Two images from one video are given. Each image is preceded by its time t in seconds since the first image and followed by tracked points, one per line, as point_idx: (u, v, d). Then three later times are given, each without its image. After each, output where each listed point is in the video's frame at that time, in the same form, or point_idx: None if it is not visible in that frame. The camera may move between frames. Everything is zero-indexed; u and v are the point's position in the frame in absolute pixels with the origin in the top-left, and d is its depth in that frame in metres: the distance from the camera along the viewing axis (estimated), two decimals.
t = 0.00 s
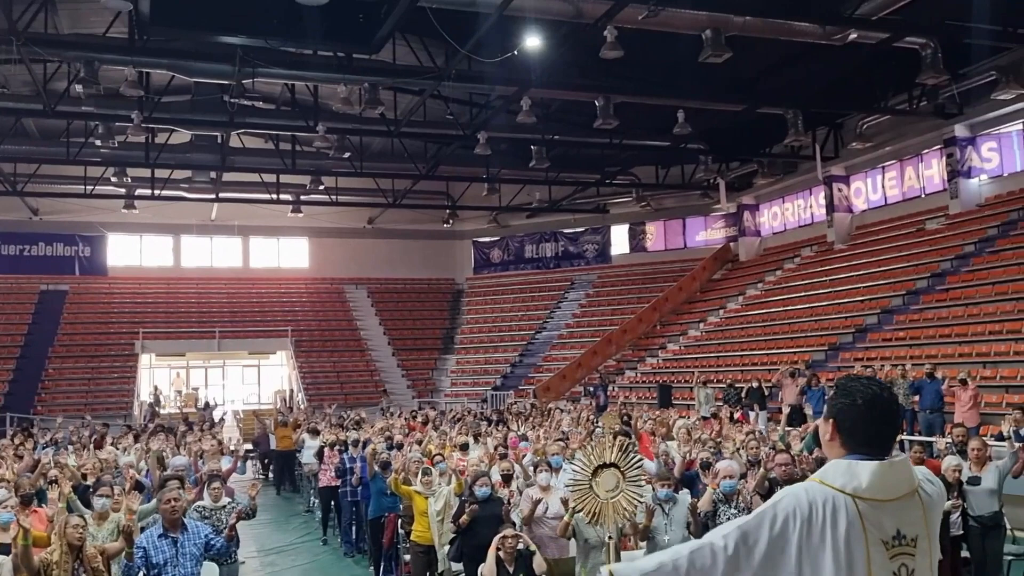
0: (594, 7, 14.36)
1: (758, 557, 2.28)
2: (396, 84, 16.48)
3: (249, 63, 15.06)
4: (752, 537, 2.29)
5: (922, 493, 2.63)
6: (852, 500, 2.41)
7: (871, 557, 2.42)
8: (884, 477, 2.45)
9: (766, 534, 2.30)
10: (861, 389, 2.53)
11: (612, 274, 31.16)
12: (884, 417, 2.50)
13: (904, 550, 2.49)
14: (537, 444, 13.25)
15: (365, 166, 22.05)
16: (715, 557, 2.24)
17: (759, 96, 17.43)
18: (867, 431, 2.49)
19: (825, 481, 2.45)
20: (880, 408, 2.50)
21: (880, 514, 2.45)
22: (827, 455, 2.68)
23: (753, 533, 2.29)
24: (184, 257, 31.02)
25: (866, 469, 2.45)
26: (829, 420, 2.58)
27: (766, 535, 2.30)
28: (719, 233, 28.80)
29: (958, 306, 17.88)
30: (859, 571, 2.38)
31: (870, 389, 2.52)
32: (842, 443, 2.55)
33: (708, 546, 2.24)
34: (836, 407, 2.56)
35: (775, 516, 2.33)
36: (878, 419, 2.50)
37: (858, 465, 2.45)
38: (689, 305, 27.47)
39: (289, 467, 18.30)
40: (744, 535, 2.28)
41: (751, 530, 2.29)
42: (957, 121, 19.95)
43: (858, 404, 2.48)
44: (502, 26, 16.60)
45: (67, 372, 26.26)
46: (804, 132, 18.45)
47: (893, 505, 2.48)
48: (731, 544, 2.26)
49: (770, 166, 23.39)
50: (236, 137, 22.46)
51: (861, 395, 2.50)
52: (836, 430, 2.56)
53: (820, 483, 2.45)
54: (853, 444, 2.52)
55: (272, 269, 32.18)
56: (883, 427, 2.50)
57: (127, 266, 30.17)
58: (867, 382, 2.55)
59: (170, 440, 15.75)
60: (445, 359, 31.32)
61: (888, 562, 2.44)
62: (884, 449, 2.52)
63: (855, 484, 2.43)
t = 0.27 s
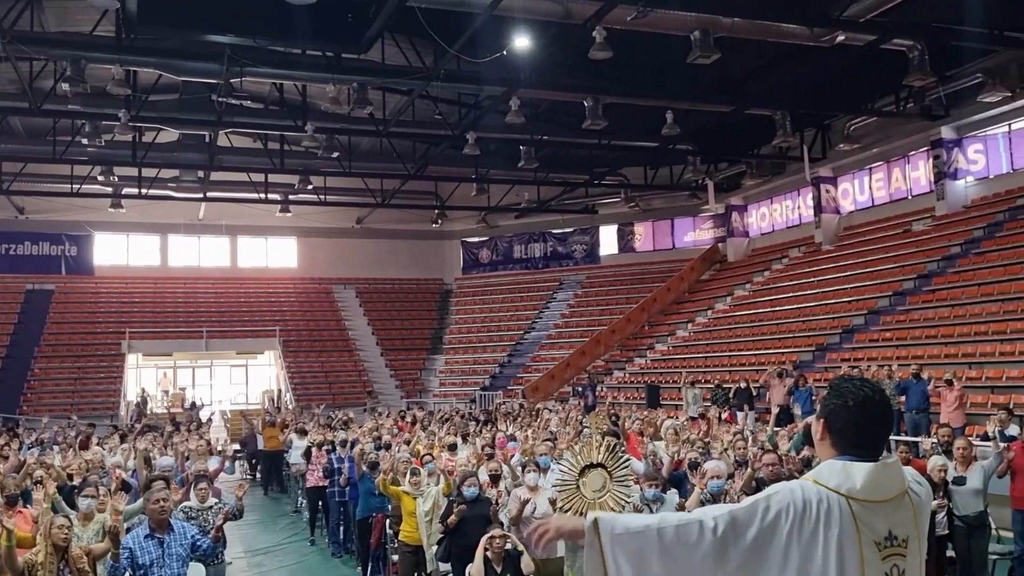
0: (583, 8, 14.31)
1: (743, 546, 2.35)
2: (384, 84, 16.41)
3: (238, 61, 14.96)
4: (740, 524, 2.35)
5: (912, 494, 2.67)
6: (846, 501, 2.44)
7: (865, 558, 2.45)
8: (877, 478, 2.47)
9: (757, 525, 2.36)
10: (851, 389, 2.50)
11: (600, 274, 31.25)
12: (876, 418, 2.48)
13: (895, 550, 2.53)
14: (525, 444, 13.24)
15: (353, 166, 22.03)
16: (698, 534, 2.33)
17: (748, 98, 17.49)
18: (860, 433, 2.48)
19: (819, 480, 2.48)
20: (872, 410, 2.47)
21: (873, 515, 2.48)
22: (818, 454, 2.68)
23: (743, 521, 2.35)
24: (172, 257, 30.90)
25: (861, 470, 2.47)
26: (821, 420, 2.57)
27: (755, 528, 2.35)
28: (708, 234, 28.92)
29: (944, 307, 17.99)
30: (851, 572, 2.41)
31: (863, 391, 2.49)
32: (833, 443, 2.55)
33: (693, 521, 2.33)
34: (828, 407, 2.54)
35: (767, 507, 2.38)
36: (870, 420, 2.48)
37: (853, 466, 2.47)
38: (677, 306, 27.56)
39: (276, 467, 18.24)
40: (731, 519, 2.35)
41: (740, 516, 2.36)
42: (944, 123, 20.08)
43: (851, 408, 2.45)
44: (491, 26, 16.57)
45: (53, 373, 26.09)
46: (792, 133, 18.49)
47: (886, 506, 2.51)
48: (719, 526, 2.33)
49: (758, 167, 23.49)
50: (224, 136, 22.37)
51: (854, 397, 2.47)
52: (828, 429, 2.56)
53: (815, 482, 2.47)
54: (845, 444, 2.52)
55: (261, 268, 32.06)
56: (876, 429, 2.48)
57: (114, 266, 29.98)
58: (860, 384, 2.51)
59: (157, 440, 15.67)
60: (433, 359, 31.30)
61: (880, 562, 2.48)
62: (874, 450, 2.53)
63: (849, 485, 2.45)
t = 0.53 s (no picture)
0: (569, 8, 14.29)
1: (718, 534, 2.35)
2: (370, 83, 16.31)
3: (222, 59, 14.83)
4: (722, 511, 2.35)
5: (896, 496, 2.68)
6: (832, 501, 2.45)
7: (851, 559, 2.46)
8: (864, 479, 2.48)
9: (743, 509, 2.36)
10: (839, 389, 2.52)
11: (586, 275, 31.33)
12: (863, 419, 2.49)
13: (880, 551, 2.54)
14: (510, 443, 13.23)
15: (339, 165, 21.97)
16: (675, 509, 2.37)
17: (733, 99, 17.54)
18: (846, 435, 2.49)
19: (806, 480, 2.49)
20: (861, 411, 2.49)
21: (860, 516, 2.49)
22: (804, 454, 2.69)
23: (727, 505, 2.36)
24: (154, 256, 30.66)
25: (849, 471, 2.48)
26: (809, 421, 2.58)
27: (741, 513, 2.35)
28: (693, 235, 29.07)
29: (926, 308, 18.12)
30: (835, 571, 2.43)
31: (851, 392, 2.50)
32: (820, 444, 2.57)
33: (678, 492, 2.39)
34: (816, 408, 2.54)
35: (752, 499, 2.39)
36: (857, 421, 2.49)
37: (841, 466, 2.48)
38: (662, 306, 27.67)
39: (260, 467, 18.15)
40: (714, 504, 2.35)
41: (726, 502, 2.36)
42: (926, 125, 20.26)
43: (841, 408, 2.47)
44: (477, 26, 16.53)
45: (33, 372, 25.84)
46: (777, 135, 18.58)
47: (873, 507, 2.52)
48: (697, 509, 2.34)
49: (743, 168, 23.63)
50: (208, 134, 22.26)
51: (842, 397, 2.49)
52: (815, 431, 2.56)
53: (802, 481, 2.49)
54: (831, 445, 2.53)
55: (245, 267, 31.88)
56: (862, 430, 2.50)
57: (96, 264, 29.73)
58: (849, 386, 2.53)
59: (139, 440, 15.54)
60: (418, 359, 31.26)
61: (866, 563, 2.49)
62: (861, 450, 2.55)
63: (836, 485, 2.47)
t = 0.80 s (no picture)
0: (555, 7, 14.25)
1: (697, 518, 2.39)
2: (354, 81, 16.18)
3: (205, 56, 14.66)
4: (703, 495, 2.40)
5: (879, 495, 2.69)
6: (812, 499, 2.46)
7: (829, 557, 2.47)
8: (847, 479, 2.48)
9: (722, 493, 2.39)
10: (825, 389, 2.54)
11: (569, 274, 31.40)
12: (849, 420, 2.50)
13: (860, 550, 2.55)
14: (494, 442, 13.22)
15: (322, 163, 21.88)
16: (657, 487, 2.43)
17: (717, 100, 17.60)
18: (832, 436, 2.49)
19: (788, 477, 2.50)
20: (847, 412, 2.50)
21: (840, 515, 2.49)
22: (789, 452, 2.70)
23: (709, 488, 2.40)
24: (135, 253, 30.38)
25: (832, 470, 2.48)
26: (794, 421, 2.58)
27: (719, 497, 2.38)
28: (676, 235, 29.22)
29: (907, 309, 18.26)
30: (811, 568, 2.44)
31: (838, 393, 2.52)
32: (804, 444, 2.58)
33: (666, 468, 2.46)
34: (803, 409, 2.55)
35: (733, 489, 2.41)
36: (843, 422, 2.50)
37: (824, 466, 2.48)
38: (645, 306, 27.78)
39: (242, 466, 18.02)
40: (697, 486, 2.41)
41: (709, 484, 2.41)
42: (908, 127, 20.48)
43: (827, 407, 2.48)
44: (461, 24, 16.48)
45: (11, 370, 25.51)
46: (760, 136, 18.65)
47: (854, 507, 2.53)
48: (679, 488, 2.41)
49: (726, 169, 23.74)
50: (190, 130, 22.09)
51: (829, 398, 2.50)
52: (800, 431, 2.57)
53: (783, 478, 2.49)
54: (814, 444, 2.54)
55: (227, 265, 31.67)
56: (848, 432, 2.51)
57: (76, 261, 29.43)
58: (836, 387, 2.54)
59: (119, 439, 15.37)
60: (402, 358, 31.18)
61: (844, 562, 2.49)
62: (845, 451, 2.55)
63: (817, 484, 2.47)
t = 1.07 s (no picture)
0: (536, 8, 14.24)
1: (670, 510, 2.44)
2: (335, 80, 16.08)
3: (183, 52, 14.49)
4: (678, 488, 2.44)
5: (856, 497, 2.70)
6: (787, 499, 2.47)
7: (801, 557, 2.48)
8: (822, 480, 2.50)
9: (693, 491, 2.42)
10: (804, 391, 2.56)
11: (549, 274, 31.50)
12: (829, 424, 2.51)
13: (833, 550, 2.56)
14: (473, 442, 13.22)
15: (303, 161, 21.79)
16: (634, 478, 2.47)
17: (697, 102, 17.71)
18: (810, 438, 2.51)
19: (764, 476, 2.52)
20: (827, 414, 2.51)
21: (814, 516, 2.51)
22: (767, 451, 2.72)
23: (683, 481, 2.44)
24: (112, 251, 30.08)
25: (807, 471, 2.50)
26: (774, 421, 2.60)
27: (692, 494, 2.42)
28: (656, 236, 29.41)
29: (884, 311, 18.45)
30: (783, 568, 2.45)
31: (818, 396, 2.54)
32: (782, 444, 2.59)
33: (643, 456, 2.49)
34: (782, 410, 2.57)
35: (708, 484, 2.43)
36: (823, 425, 2.51)
37: (800, 466, 2.50)
38: (625, 307, 27.91)
39: (220, 466, 17.89)
40: (674, 479, 2.44)
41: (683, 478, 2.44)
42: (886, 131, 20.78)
43: (806, 409, 2.50)
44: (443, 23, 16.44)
45: None
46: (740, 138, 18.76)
47: (829, 507, 2.54)
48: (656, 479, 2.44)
49: (706, 170, 23.91)
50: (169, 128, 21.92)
51: (809, 400, 2.52)
52: (779, 431, 2.59)
53: (759, 477, 2.51)
54: (792, 446, 2.56)
55: (205, 263, 31.44)
56: (828, 436, 2.52)
57: (52, 259, 29.14)
58: (816, 389, 2.56)
59: (96, 439, 15.20)
60: (381, 358, 31.08)
61: (816, 562, 2.51)
62: (823, 453, 2.56)
63: (792, 484, 2.48)
